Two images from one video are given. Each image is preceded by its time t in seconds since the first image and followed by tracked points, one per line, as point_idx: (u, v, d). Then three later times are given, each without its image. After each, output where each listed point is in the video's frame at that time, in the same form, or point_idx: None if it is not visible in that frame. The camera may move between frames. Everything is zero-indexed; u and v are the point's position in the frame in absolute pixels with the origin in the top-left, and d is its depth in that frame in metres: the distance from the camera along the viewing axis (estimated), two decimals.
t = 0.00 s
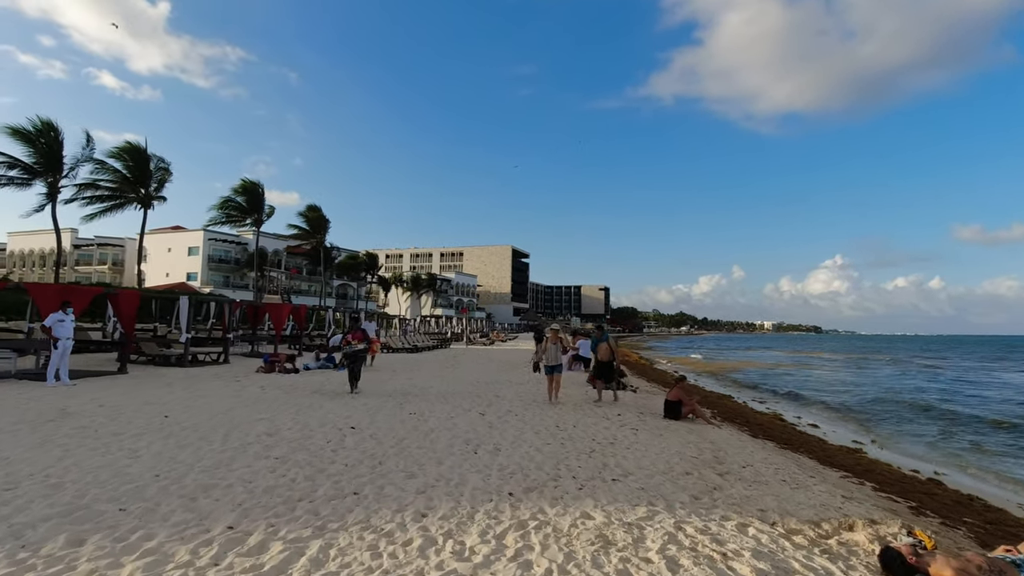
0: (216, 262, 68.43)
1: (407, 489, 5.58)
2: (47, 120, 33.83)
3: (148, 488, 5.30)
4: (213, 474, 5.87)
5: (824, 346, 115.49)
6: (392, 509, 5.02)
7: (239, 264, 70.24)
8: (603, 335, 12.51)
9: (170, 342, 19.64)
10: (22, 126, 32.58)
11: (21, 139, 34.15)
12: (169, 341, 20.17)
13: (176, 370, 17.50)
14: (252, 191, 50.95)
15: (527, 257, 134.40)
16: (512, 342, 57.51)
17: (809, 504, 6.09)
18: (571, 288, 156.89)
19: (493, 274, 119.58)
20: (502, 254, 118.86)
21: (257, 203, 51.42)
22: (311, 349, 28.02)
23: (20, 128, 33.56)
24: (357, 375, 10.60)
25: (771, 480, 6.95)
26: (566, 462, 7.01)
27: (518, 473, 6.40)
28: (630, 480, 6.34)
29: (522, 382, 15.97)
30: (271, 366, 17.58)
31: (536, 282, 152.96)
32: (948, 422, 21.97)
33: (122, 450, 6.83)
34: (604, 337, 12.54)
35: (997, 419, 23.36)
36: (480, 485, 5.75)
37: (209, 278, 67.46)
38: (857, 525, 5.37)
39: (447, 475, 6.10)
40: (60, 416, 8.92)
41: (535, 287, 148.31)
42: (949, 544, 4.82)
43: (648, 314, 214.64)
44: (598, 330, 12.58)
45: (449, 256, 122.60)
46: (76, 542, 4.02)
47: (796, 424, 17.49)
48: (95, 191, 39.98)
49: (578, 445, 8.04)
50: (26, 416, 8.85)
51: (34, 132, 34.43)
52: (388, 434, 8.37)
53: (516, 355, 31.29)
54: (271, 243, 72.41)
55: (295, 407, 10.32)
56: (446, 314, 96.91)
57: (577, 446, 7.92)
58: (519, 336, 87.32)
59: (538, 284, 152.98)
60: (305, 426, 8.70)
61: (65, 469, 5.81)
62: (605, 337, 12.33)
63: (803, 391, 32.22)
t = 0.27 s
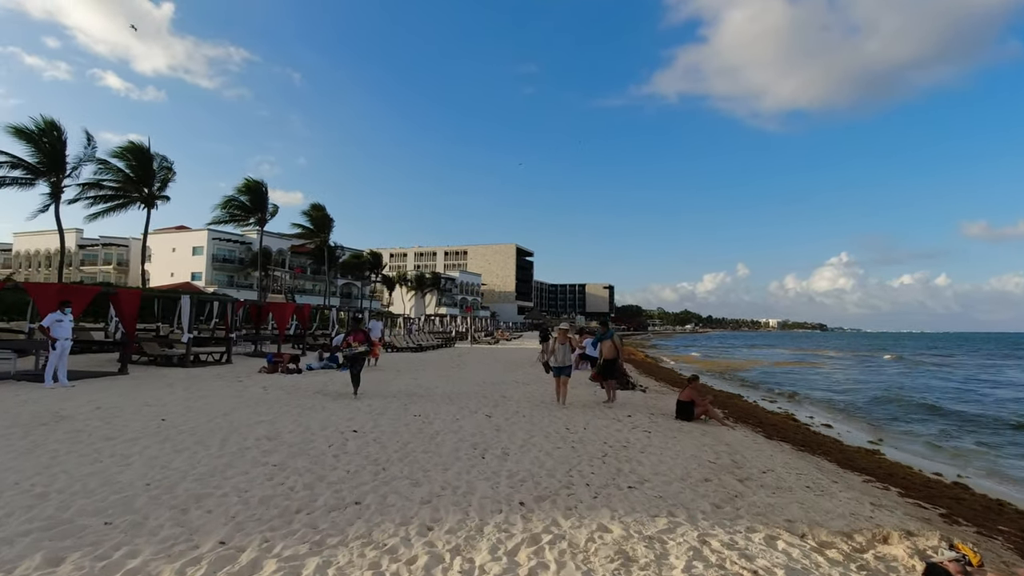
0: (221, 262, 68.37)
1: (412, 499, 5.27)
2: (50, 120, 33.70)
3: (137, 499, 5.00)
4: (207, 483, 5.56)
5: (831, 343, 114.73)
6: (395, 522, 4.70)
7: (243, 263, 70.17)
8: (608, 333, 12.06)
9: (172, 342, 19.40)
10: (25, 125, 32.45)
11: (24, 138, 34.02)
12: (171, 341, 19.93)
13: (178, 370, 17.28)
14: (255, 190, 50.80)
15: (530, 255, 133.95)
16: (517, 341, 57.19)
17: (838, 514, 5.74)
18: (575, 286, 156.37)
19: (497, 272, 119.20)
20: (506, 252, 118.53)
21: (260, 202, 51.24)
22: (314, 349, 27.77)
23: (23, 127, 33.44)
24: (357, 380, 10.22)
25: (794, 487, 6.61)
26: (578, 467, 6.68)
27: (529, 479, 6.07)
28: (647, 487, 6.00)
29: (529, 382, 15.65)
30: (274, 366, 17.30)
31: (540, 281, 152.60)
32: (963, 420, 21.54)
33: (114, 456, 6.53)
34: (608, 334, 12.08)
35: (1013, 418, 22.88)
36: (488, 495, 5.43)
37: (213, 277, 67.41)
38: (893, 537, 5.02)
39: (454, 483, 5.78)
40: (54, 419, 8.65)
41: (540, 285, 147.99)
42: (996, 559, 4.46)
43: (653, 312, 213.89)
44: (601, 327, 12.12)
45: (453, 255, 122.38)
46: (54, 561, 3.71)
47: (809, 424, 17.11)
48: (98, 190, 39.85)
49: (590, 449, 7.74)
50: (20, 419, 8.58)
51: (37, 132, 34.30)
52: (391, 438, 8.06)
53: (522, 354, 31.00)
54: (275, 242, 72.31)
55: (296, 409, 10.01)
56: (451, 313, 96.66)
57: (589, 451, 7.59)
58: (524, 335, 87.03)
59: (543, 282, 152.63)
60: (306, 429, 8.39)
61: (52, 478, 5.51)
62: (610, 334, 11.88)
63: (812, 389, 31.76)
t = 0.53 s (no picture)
0: (218, 261, 68.02)
1: (408, 510, 4.96)
2: (43, 117, 33.33)
3: (115, 513, 4.70)
4: (190, 493, 5.26)
5: (831, 340, 114.54)
6: (390, 536, 4.41)
7: (241, 262, 69.82)
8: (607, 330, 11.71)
9: (167, 342, 19.08)
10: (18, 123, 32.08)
11: (17, 136, 33.66)
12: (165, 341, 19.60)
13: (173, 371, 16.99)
14: (252, 189, 50.43)
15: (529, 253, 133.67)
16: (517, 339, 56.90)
17: (858, 521, 5.45)
18: (575, 283, 156.10)
19: (496, 270, 118.88)
20: (505, 250, 118.19)
21: (258, 200, 50.86)
22: (312, 348, 27.45)
23: (16, 125, 33.07)
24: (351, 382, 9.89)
25: (809, 492, 6.32)
26: (583, 473, 6.38)
27: (532, 487, 5.77)
28: (656, 494, 5.70)
29: (529, 382, 15.37)
30: (270, 366, 16.99)
31: (540, 278, 152.26)
32: (969, 417, 21.28)
33: (96, 463, 6.24)
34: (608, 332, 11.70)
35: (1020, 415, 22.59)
36: (490, 505, 5.13)
37: (211, 277, 67.07)
38: (920, 548, 4.73)
39: (453, 492, 5.49)
40: (39, 423, 8.35)
41: (539, 283, 147.70)
42: None
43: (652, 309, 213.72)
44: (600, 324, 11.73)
45: (453, 253, 122.02)
46: None
47: (815, 423, 16.83)
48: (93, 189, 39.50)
49: (594, 453, 7.44)
50: (4, 423, 8.29)
51: (30, 130, 33.94)
52: (388, 441, 7.77)
53: (522, 353, 30.73)
54: (273, 241, 71.95)
55: (290, 412, 9.72)
56: (450, 311, 96.35)
57: (594, 454, 7.30)
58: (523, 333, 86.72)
59: (542, 280, 152.31)
60: (299, 433, 8.09)
61: (26, 489, 5.22)
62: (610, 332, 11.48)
63: (815, 386, 31.49)
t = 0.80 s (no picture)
0: (216, 260, 67.59)
1: (401, 524, 4.62)
2: (36, 115, 32.90)
3: (82, 529, 4.34)
4: (166, 505, 4.90)
5: (831, 339, 114.35)
6: (378, 552, 4.06)
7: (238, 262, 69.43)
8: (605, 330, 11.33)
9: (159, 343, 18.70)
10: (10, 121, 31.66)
11: (9, 134, 33.24)
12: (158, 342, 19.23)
13: (165, 371, 16.65)
14: (249, 187, 50.04)
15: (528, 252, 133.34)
16: (516, 339, 56.59)
17: (880, 533, 5.11)
18: (574, 283, 155.89)
19: (495, 269, 118.53)
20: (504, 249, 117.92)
21: (254, 199, 50.48)
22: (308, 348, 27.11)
23: (8, 123, 32.64)
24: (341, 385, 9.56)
25: (824, 500, 5.99)
26: (586, 480, 6.05)
27: (532, 496, 5.43)
28: (664, 504, 5.37)
29: (528, 382, 15.05)
30: (264, 367, 16.65)
31: (539, 278, 152.18)
32: (975, 416, 20.97)
33: (69, 471, 5.88)
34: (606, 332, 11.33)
35: None
36: (488, 517, 4.79)
37: (208, 276, 66.65)
38: (949, 562, 4.41)
39: (448, 503, 5.14)
40: (17, 428, 7.99)
41: (538, 283, 147.50)
42: None
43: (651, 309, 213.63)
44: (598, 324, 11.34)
45: (451, 253, 121.71)
46: None
47: (819, 424, 16.51)
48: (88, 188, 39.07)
49: (597, 458, 7.10)
50: None
51: (22, 128, 33.52)
52: (381, 446, 7.42)
53: (521, 352, 30.40)
54: (271, 240, 71.56)
55: (281, 415, 9.37)
56: (449, 311, 95.98)
57: (596, 460, 6.96)
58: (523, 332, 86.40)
59: (541, 279, 152.30)
60: (288, 437, 7.75)
61: None
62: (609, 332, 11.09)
63: (816, 385, 31.22)
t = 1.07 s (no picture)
0: (217, 262, 67.44)
1: (396, 543, 4.30)
2: (36, 116, 32.73)
3: (53, 548, 4.03)
4: (146, 521, 4.58)
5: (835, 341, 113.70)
6: None
7: (240, 263, 69.29)
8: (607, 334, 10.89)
9: (156, 345, 18.40)
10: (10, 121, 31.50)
11: (9, 135, 33.06)
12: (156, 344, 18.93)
13: (162, 374, 16.39)
14: (250, 189, 49.86)
15: (531, 254, 133.17)
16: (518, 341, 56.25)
17: (910, 552, 4.77)
18: (576, 285, 155.51)
19: (498, 271, 118.28)
20: (506, 251, 117.63)
21: (256, 201, 50.29)
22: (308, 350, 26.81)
23: (8, 123, 32.48)
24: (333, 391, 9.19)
25: (846, 515, 5.66)
26: (593, 493, 5.72)
27: (537, 510, 5.10)
28: (677, 520, 5.04)
29: (531, 386, 14.73)
30: (262, 370, 16.35)
31: (541, 280, 151.92)
32: (986, 420, 20.59)
33: (49, 482, 5.57)
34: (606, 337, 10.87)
35: None
36: (490, 536, 4.46)
37: (210, 278, 66.48)
38: None
39: (448, 519, 4.82)
40: None
41: (540, 285, 147.14)
42: None
43: (654, 311, 213.03)
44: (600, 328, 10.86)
45: (453, 255, 121.41)
46: None
47: (829, 429, 16.15)
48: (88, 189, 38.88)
49: (604, 469, 6.77)
50: None
51: (22, 129, 33.35)
52: (378, 455, 7.10)
53: (523, 355, 30.09)
54: (273, 242, 71.41)
55: (275, 421, 9.05)
56: (451, 313, 95.72)
57: (604, 471, 6.64)
58: (525, 334, 86.09)
59: (543, 282, 152.05)
60: (281, 445, 7.43)
61: None
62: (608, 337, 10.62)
63: (823, 389, 30.80)
